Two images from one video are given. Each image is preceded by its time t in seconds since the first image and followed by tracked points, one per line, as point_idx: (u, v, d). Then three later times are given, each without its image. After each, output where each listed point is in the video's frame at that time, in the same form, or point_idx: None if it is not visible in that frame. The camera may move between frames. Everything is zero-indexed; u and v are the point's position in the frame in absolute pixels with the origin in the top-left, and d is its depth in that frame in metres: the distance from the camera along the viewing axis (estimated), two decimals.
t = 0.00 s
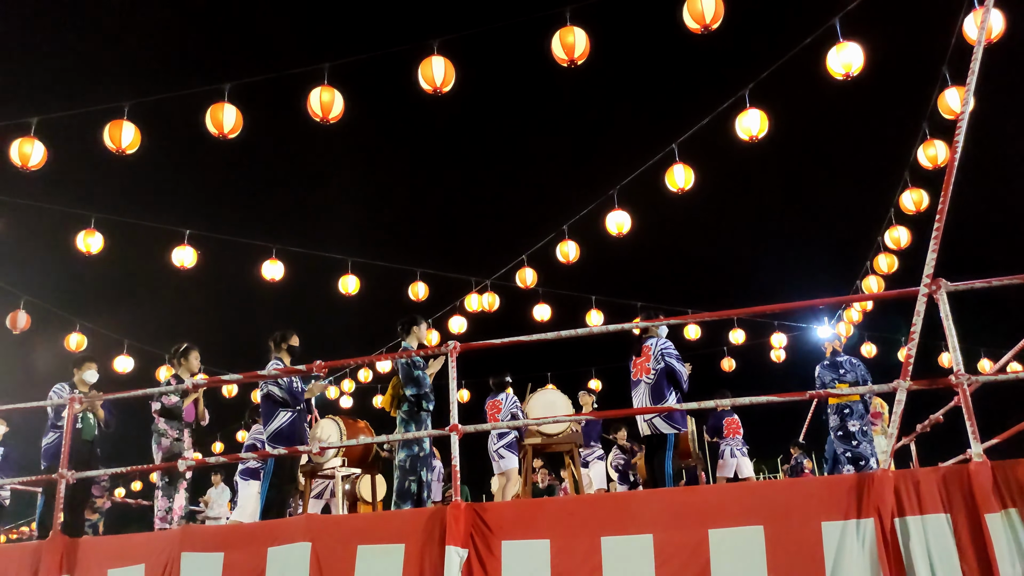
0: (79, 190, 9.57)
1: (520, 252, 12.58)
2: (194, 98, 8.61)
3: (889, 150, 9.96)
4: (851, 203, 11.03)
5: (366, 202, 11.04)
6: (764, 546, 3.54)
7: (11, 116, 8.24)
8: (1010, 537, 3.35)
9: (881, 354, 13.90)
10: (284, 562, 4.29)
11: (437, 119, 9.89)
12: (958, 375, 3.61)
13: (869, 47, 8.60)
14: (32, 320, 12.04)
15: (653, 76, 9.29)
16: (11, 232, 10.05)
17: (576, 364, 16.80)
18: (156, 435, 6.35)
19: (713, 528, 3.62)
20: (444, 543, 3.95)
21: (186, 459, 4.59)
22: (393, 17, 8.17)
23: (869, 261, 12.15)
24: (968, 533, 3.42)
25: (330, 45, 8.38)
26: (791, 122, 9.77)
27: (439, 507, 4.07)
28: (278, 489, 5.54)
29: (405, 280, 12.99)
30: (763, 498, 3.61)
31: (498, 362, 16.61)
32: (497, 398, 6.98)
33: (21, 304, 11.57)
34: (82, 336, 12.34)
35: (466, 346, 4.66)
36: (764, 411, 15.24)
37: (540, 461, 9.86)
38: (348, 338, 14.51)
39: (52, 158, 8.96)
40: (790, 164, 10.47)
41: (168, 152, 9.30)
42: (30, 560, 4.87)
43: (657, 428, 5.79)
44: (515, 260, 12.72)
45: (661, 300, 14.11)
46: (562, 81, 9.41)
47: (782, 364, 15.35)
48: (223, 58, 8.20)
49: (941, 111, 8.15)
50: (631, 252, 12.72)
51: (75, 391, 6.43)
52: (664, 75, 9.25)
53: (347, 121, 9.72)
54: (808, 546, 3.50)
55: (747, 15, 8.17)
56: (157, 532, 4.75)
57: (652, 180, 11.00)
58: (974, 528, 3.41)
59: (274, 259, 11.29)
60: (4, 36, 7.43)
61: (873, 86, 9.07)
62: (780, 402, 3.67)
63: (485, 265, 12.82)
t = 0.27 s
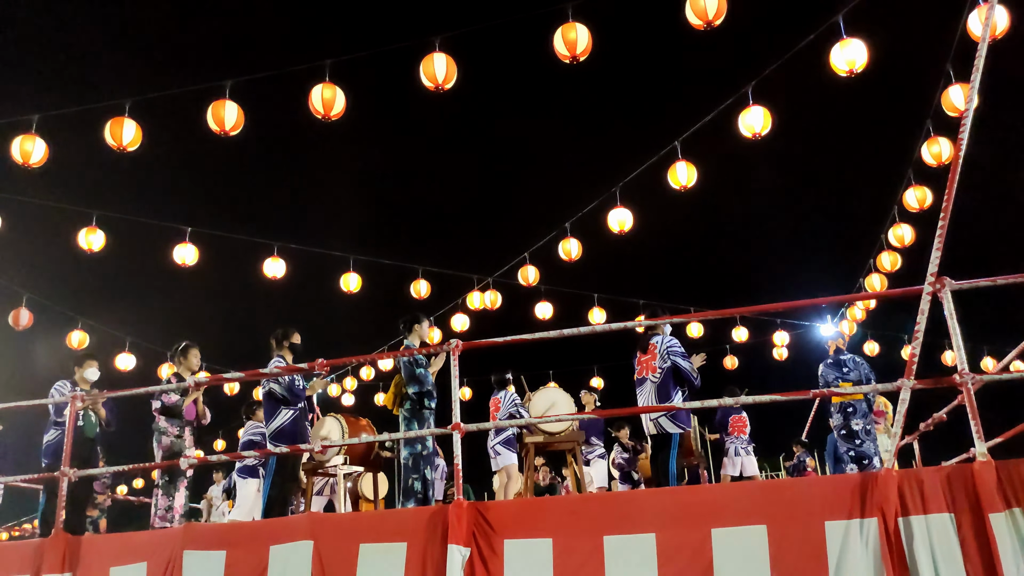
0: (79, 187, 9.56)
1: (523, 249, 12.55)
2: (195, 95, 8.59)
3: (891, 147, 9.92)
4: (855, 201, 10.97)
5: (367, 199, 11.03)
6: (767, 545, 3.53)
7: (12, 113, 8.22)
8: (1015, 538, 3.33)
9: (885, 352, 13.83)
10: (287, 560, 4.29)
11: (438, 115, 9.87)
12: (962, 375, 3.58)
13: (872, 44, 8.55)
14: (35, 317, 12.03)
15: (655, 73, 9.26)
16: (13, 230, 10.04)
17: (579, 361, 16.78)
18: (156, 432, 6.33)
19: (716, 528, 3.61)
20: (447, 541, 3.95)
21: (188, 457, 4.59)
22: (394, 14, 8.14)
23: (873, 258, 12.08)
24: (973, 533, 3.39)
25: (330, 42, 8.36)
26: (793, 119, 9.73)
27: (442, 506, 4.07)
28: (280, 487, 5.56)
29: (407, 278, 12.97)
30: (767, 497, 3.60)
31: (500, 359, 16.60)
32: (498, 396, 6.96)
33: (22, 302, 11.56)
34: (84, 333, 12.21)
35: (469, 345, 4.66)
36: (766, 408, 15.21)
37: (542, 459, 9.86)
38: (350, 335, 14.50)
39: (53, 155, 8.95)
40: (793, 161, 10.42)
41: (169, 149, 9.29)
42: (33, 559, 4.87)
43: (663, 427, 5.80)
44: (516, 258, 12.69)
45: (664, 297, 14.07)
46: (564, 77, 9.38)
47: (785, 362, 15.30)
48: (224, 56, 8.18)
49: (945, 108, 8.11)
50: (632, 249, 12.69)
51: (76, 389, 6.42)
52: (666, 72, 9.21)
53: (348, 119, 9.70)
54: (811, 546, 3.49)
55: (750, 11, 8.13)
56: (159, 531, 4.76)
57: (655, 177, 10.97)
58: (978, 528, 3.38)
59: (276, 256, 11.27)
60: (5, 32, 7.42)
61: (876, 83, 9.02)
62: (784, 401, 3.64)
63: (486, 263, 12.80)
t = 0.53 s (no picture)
0: (82, 186, 9.58)
1: (524, 249, 12.56)
2: (198, 96, 8.60)
3: (894, 147, 9.91)
4: (857, 200, 10.97)
5: (369, 199, 11.04)
6: (770, 543, 3.54)
7: (16, 113, 8.24)
8: (1018, 536, 3.34)
9: (887, 352, 13.81)
10: (290, 558, 4.31)
11: (440, 116, 9.88)
12: (965, 373, 3.58)
13: (875, 43, 8.54)
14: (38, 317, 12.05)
15: (657, 73, 9.26)
16: (16, 229, 10.06)
17: (581, 361, 16.79)
18: (159, 430, 6.35)
19: (718, 526, 3.62)
20: (450, 540, 3.95)
21: (192, 456, 4.60)
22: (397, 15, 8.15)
23: (875, 258, 12.07)
24: (976, 532, 3.39)
25: (332, 43, 8.38)
26: (796, 118, 9.72)
27: (445, 504, 4.07)
28: (283, 485, 5.58)
29: (409, 278, 12.98)
30: (769, 496, 3.60)
31: (502, 359, 16.61)
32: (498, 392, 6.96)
33: (25, 301, 11.57)
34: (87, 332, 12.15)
35: (472, 343, 4.66)
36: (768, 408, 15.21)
37: (543, 457, 9.87)
38: (352, 335, 14.52)
39: (56, 155, 8.97)
40: (795, 161, 10.42)
41: (171, 148, 9.30)
42: (38, 557, 4.89)
43: (669, 426, 5.80)
44: (518, 258, 12.69)
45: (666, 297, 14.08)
46: (566, 78, 9.39)
47: (787, 361, 15.29)
48: (226, 57, 8.20)
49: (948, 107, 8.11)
50: (634, 249, 12.69)
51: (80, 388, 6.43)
52: (669, 71, 9.21)
53: (351, 119, 9.72)
54: (814, 544, 3.50)
55: (752, 10, 8.13)
56: (163, 529, 4.77)
57: (657, 177, 10.97)
58: (981, 526, 3.38)
59: (279, 256, 11.28)
60: (9, 33, 7.44)
61: (878, 82, 9.02)
62: (787, 399, 3.64)
63: (488, 262, 12.80)
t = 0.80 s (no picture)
0: (83, 182, 9.58)
1: (526, 245, 12.55)
2: (199, 92, 8.60)
3: (896, 143, 9.89)
4: (859, 196, 10.96)
5: (370, 195, 11.04)
6: (772, 537, 3.55)
7: (17, 109, 8.24)
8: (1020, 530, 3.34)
9: (889, 348, 13.79)
10: (293, 552, 4.32)
11: (441, 112, 9.87)
12: (967, 368, 3.58)
13: (878, 38, 8.51)
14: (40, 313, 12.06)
15: (658, 68, 9.24)
16: (17, 225, 10.07)
17: (582, 356, 16.80)
18: (160, 426, 6.35)
19: (721, 520, 3.63)
20: (452, 535, 3.96)
21: (195, 451, 4.61)
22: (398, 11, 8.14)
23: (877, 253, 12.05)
24: (978, 527, 3.39)
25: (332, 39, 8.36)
26: (798, 114, 9.70)
27: (448, 499, 4.08)
28: (286, 480, 5.59)
29: (411, 273, 12.98)
30: (771, 491, 3.61)
31: (504, 354, 16.64)
32: (501, 388, 6.93)
33: (27, 298, 11.59)
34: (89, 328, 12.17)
35: (474, 339, 4.66)
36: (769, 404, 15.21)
37: (545, 453, 9.89)
38: (353, 331, 14.53)
39: (58, 151, 8.97)
40: (797, 156, 10.40)
41: (173, 144, 9.30)
42: (41, 553, 4.90)
43: (672, 421, 5.79)
44: (520, 254, 12.69)
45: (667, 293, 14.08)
46: (567, 74, 9.37)
47: (788, 357, 15.29)
48: (227, 53, 8.19)
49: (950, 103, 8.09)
50: (636, 244, 12.68)
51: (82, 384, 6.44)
52: (670, 67, 9.19)
53: (351, 116, 9.71)
54: (816, 539, 3.50)
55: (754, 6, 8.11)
56: (166, 524, 4.78)
57: (659, 173, 10.95)
58: (982, 521, 3.38)
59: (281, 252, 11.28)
60: (10, 29, 7.43)
61: (881, 78, 8.99)
62: (790, 394, 3.64)
63: (489, 258, 12.80)
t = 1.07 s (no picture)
0: (81, 181, 9.56)
1: (525, 242, 12.54)
2: (196, 90, 8.57)
3: (894, 138, 9.87)
4: (856, 193, 10.97)
5: (369, 193, 11.04)
6: (771, 534, 3.55)
7: (14, 108, 8.22)
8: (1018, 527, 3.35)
9: (888, 343, 13.80)
10: (293, 552, 4.33)
11: (439, 109, 9.85)
12: (965, 365, 3.58)
13: (875, 34, 8.50)
14: (39, 312, 12.05)
15: (656, 64, 9.22)
16: (15, 224, 10.05)
17: (581, 353, 16.81)
18: (161, 425, 6.35)
19: (720, 518, 3.64)
20: (452, 534, 3.97)
21: (195, 451, 4.61)
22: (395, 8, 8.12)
23: (875, 249, 12.05)
24: (976, 522, 3.40)
25: (330, 36, 8.35)
26: (796, 110, 9.69)
27: (447, 498, 4.09)
28: (286, 479, 5.61)
29: (410, 271, 12.97)
30: (771, 489, 3.62)
31: (503, 352, 16.65)
32: (501, 388, 6.90)
33: (26, 297, 11.58)
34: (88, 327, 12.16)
35: (472, 337, 4.65)
36: (768, 400, 15.23)
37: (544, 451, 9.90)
38: (352, 329, 14.52)
39: (55, 150, 8.95)
40: (795, 152, 10.39)
41: (170, 143, 9.28)
42: (42, 553, 4.91)
43: (671, 418, 5.81)
44: (519, 250, 12.68)
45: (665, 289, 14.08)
46: (565, 71, 9.36)
47: (787, 353, 15.31)
48: (224, 51, 8.18)
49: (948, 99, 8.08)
50: (635, 241, 12.67)
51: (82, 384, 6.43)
52: (668, 63, 9.17)
53: (349, 113, 9.69)
54: (815, 536, 3.51)
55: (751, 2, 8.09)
56: (167, 523, 4.79)
57: (657, 170, 10.93)
58: (981, 518, 3.38)
59: (279, 250, 11.26)
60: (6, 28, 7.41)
61: (879, 74, 8.97)
62: (789, 392, 3.64)
63: (488, 255, 12.79)
